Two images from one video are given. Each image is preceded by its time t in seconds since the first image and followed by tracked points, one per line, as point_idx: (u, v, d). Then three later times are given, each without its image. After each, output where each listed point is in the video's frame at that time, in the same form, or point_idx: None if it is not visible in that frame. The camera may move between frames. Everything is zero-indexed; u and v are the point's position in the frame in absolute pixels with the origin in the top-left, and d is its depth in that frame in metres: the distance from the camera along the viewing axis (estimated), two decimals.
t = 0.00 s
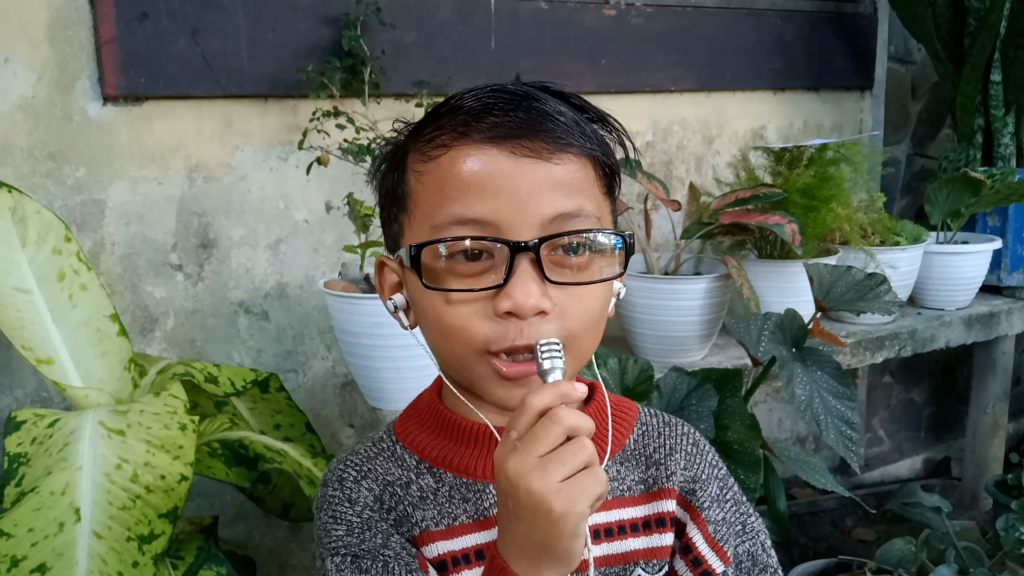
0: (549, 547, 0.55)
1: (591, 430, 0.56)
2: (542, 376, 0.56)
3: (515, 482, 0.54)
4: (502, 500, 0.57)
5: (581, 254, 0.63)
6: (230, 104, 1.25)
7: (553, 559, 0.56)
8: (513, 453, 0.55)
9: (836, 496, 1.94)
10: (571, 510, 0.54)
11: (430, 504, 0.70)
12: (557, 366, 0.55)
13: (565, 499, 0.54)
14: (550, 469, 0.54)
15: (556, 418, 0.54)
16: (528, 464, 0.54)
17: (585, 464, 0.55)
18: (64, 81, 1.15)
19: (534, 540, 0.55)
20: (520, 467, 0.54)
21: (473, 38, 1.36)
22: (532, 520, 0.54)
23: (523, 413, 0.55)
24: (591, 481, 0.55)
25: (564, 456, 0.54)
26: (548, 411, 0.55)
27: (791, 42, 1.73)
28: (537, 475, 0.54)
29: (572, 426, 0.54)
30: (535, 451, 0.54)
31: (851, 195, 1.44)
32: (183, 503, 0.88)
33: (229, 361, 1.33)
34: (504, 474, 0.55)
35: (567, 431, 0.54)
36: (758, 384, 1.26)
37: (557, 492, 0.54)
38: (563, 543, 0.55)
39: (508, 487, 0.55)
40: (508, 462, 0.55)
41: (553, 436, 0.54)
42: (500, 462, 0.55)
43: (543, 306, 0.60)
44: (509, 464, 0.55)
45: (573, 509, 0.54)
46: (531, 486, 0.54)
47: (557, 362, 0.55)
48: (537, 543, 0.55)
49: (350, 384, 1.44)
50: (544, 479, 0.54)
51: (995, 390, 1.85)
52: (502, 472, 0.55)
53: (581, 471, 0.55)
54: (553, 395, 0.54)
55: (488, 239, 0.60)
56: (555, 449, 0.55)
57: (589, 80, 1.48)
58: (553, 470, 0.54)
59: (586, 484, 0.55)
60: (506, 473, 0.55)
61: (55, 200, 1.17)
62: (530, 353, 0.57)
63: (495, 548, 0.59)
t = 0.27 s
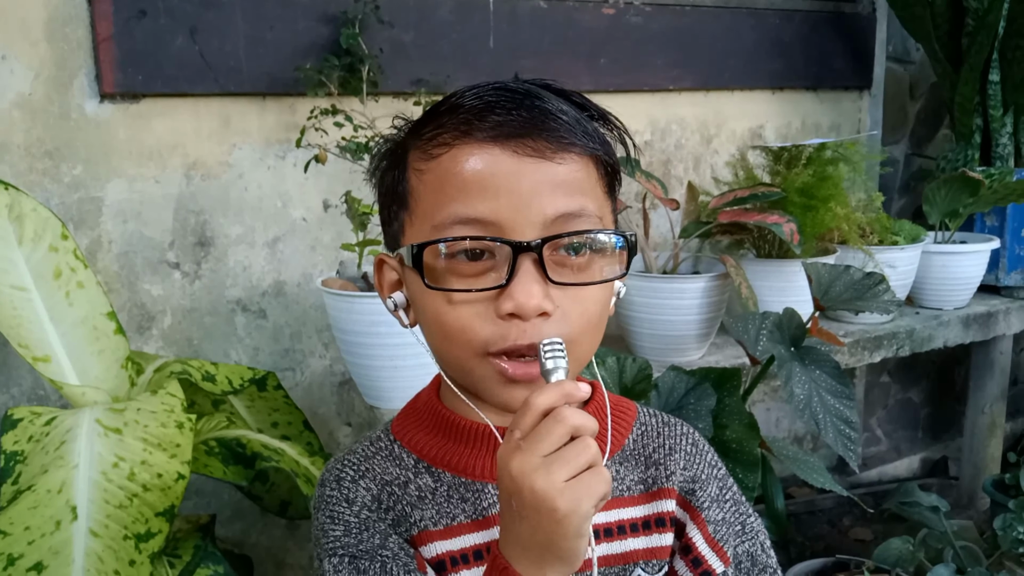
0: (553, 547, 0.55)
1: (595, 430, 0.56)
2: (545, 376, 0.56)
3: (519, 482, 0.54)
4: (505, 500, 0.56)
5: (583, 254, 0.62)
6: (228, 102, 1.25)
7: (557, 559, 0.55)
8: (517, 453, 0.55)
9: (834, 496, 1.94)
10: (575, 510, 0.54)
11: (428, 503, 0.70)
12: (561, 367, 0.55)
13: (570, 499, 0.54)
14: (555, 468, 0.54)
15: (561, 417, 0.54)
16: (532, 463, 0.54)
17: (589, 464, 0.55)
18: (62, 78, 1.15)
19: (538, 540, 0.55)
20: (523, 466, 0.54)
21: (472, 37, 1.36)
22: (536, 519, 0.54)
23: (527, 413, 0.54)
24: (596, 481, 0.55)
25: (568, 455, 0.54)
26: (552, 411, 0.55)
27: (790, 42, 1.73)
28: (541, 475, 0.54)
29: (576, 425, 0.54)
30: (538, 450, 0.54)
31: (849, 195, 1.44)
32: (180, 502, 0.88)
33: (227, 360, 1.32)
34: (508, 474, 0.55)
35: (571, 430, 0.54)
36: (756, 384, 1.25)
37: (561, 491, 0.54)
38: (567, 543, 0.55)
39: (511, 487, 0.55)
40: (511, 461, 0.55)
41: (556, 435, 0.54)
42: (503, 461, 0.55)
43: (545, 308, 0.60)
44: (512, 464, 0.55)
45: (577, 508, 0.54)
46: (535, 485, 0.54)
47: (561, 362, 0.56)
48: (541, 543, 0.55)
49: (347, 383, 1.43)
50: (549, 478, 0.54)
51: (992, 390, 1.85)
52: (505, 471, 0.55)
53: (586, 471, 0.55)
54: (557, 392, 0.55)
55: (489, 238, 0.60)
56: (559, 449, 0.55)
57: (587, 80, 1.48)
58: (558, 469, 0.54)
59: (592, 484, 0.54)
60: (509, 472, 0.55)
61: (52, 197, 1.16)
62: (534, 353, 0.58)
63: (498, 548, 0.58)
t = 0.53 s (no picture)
0: (566, 539, 0.54)
1: (608, 422, 0.56)
2: (558, 367, 0.55)
3: (533, 473, 0.54)
4: (516, 492, 0.56)
5: (584, 236, 0.62)
6: (226, 89, 1.24)
7: (569, 551, 0.55)
8: (531, 443, 0.54)
9: (832, 485, 1.95)
10: (590, 503, 0.53)
11: (429, 490, 0.70)
12: (574, 357, 0.54)
13: (585, 492, 0.53)
14: (569, 461, 0.53)
15: (575, 410, 0.54)
16: (546, 455, 0.54)
17: (603, 456, 0.55)
18: (59, 65, 1.14)
19: (551, 532, 0.54)
20: (538, 457, 0.54)
21: (471, 24, 1.35)
22: (550, 510, 0.54)
23: (541, 404, 0.54)
24: (610, 473, 0.55)
25: (583, 447, 0.54)
26: (566, 402, 0.54)
27: (790, 30, 1.72)
28: (556, 466, 0.53)
29: (592, 417, 0.54)
30: (553, 442, 0.54)
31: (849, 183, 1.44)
32: (180, 490, 0.88)
33: (226, 349, 1.32)
34: (521, 465, 0.54)
35: (586, 422, 0.54)
36: (756, 372, 1.25)
37: (577, 483, 0.53)
38: (580, 535, 0.54)
39: (525, 478, 0.54)
40: (525, 452, 0.54)
41: (571, 427, 0.54)
42: (516, 452, 0.55)
43: (547, 289, 0.59)
44: (526, 455, 0.54)
45: (592, 501, 0.54)
46: (550, 477, 0.53)
47: (574, 352, 0.54)
48: (553, 535, 0.54)
49: (347, 372, 1.43)
50: (564, 470, 0.53)
51: (992, 379, 1.85)
52: (518, 462, 0.55)
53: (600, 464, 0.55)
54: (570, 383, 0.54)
55: (490, 220, 0.59)
56: (572, 440, 0.55)
57: (587, 67, 1.48)
58: (572, 461, 0.53)
59: (606, 476, 0.54)
60: (523, 463, 0.54)
61: (50, 185, 1.16)
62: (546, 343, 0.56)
63: (506, 539, 0.58)
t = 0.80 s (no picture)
0: (562, 535, 0.54)
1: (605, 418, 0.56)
2: (554, 362, 0.55)
3: (530, 469, 0.53)
4: (512, 488, 0.55)
5: (579, 227, 0.62)
6: (219, 83, 1.23)
7: (565, 547, 0.55)
8: (527, 439, 0.54)
9: (826, 480, 1.95)
10: (586, 500, 0.53)
11: (422, 485, 0.70)
12: (571, 353, 0.54)
13: (582, 488, 0.53)
14: (566, 457, 0.53)
15: (572, 406, 0.53)
16: (543, 451, 0.53)
17: (600, 452, 0.55)
18: (51, 59, 1.13)
19: (547, 529, 0.54)
20: (535, 453, 0.53)
21: (465, 18, 1.35)
22: (547, 507, 0.53)
23: (537, 399, 0.54)
24: (607, 470, 0.54)
25: (580, 443, 0.54)
26: (563, 398, 0.54)
27: (785, 25, 1.72)
28: (553, 462, 0.53)
29: (590, 413, 0.54)
30: (550, 438, 0.53)
31: (844, 178, 1.44)
32: (172, 485, 0.88)
33: (219, 344, 1.32)
34: (518, 461, 0.54)
35: (584, 419, 0.54)
36: (750, 368, 1.25)
37: (574, 479, 0.53)
38: (576, 532, 0.54)
39: (522, 474, 0.54)
40: (522, 448, 0.54)
41: (569, 423, 0.53)
42: (512, 448, 0.55)
43: (541, 278, 0.59)
44: (523, 451, 0.54)
45: (589, 498, 0.53)
46: (547, 473, 0.53)
47: (571, 349, 0.55)
48: (549, 531, 0.54)
49: (340, 367, 1.43)
50: (561, 466, 0.53)
51: (985, 374, 1.86)
52: (515, 458, 0.54)
53: (596, 460, 0.54)
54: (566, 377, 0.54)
55: (485, 209, 0.59)
56: (569, 437, 0.54)
57: (582, 62, 1.47)
58: (569, 458, 0.53)
59: (603, 473, 0.54)
60: (520, 458, 0.54)
61: (42, 180, 1.15)
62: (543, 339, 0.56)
63: (501, 534, 0.57)
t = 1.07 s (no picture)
0: (557, 529, 0.54)
1: (600, 412, 0.56)
2: (550, 356, 0.55)
3: (525, 462, 0.53)
4: (507, 481, 0.55)
5: (575, 223, 0.62)
6: (212, 78, 1.23)
7: (560, 540, 0.55)
8: (522, 432, 0.54)
9: (821, 475, 1.96)
10: (582, 493, 0.53)
11: (415, 478, 0.70)
12: (566, 346, 0.54)
13: (577, 482, 0.53)
14: (561, 450, 0.53)
15: (568, 399, 0.54)
16: (538, 444, 0.53)
17: (595, 446, 0.55)
18: (43, 53, 1.13)
19: (542, 522, 0.54)
20: (529, 446, 0.53)
21: (460, 13, 1.35)
22: (542, 500, 0.53)
23: (534, 392, 0.54)
24: (601, 463, 0.54)
25: (575, 437, 0.54)
26: (559, 391, 0.54)
27: (780, 21, 1.72)
28: (548, 455, 0.53)
29: (585, 407, 0.54)
30: (545, 431, 0.54)
31: (838, 174, 1.44)
32: (166, 480, 0.88)
33: (213, 339, 1.32)
34: (513, 454, 0.54)
35: (579, 412, 0.54)
36: (743, 363, 1.25)
37: (569, 472, 0.53)
38: (571, 525, 0.54)
39: (516, 467, 0.54)
40: (517, 441, 0.54)
41: (564, 416, 0.54)
42: (507, 442, 0.55)
43: (536, 274, 0.59)
44: (518, 444, 0.54)
45: (584, 491, 0.53)
46: (542, 466, 0.53)
47: (566, 342, 0.54)
48: (544, 524, 0.54)
49: (335, 363, 1.43)
50: (556, 459, 0.53)
51: (979, 370, 1.86)
52: (510, 451, 0.54)
53: (592, 453, 0.54)
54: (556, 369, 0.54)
55: (481, 204, 0.59)
56: (564, 430, 0.54)
57: (577, 58, 1.47)
58: (564, 451, 0.53)
59: (598, 466, 0.54)
60: (515, 451, 0.54)
61: (35, 174, 1.15)
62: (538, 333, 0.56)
63: (495, 527, 0.57)
